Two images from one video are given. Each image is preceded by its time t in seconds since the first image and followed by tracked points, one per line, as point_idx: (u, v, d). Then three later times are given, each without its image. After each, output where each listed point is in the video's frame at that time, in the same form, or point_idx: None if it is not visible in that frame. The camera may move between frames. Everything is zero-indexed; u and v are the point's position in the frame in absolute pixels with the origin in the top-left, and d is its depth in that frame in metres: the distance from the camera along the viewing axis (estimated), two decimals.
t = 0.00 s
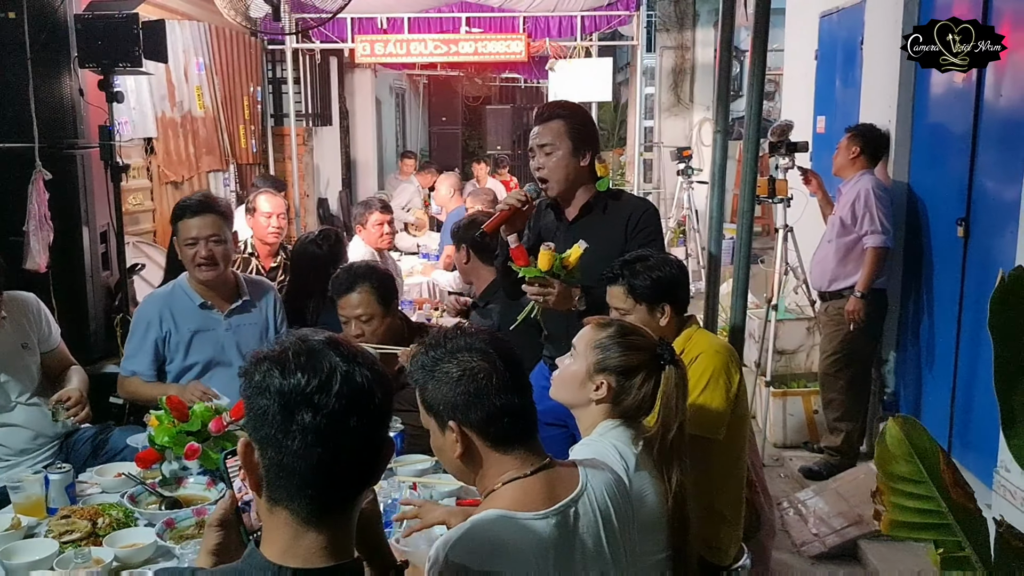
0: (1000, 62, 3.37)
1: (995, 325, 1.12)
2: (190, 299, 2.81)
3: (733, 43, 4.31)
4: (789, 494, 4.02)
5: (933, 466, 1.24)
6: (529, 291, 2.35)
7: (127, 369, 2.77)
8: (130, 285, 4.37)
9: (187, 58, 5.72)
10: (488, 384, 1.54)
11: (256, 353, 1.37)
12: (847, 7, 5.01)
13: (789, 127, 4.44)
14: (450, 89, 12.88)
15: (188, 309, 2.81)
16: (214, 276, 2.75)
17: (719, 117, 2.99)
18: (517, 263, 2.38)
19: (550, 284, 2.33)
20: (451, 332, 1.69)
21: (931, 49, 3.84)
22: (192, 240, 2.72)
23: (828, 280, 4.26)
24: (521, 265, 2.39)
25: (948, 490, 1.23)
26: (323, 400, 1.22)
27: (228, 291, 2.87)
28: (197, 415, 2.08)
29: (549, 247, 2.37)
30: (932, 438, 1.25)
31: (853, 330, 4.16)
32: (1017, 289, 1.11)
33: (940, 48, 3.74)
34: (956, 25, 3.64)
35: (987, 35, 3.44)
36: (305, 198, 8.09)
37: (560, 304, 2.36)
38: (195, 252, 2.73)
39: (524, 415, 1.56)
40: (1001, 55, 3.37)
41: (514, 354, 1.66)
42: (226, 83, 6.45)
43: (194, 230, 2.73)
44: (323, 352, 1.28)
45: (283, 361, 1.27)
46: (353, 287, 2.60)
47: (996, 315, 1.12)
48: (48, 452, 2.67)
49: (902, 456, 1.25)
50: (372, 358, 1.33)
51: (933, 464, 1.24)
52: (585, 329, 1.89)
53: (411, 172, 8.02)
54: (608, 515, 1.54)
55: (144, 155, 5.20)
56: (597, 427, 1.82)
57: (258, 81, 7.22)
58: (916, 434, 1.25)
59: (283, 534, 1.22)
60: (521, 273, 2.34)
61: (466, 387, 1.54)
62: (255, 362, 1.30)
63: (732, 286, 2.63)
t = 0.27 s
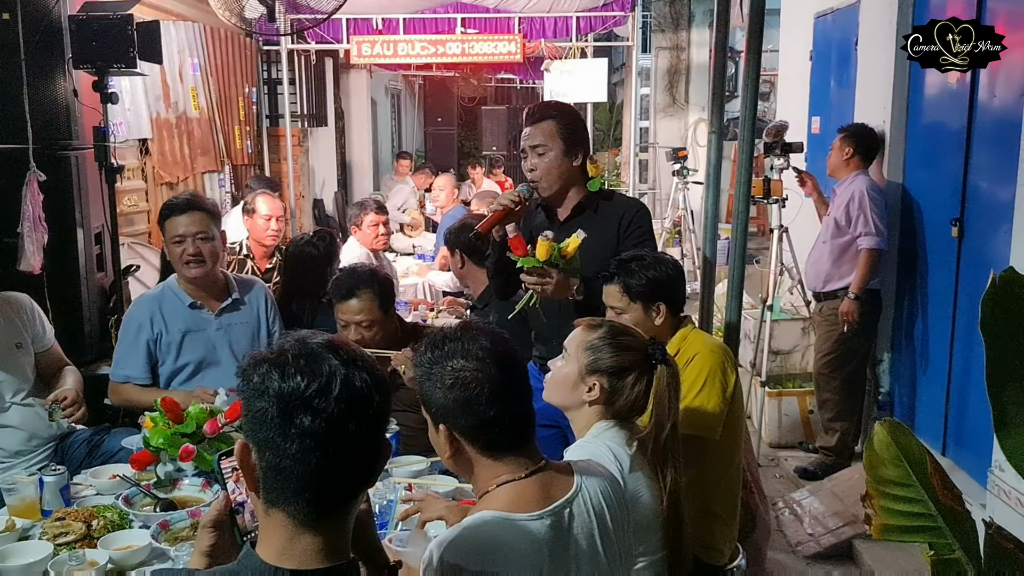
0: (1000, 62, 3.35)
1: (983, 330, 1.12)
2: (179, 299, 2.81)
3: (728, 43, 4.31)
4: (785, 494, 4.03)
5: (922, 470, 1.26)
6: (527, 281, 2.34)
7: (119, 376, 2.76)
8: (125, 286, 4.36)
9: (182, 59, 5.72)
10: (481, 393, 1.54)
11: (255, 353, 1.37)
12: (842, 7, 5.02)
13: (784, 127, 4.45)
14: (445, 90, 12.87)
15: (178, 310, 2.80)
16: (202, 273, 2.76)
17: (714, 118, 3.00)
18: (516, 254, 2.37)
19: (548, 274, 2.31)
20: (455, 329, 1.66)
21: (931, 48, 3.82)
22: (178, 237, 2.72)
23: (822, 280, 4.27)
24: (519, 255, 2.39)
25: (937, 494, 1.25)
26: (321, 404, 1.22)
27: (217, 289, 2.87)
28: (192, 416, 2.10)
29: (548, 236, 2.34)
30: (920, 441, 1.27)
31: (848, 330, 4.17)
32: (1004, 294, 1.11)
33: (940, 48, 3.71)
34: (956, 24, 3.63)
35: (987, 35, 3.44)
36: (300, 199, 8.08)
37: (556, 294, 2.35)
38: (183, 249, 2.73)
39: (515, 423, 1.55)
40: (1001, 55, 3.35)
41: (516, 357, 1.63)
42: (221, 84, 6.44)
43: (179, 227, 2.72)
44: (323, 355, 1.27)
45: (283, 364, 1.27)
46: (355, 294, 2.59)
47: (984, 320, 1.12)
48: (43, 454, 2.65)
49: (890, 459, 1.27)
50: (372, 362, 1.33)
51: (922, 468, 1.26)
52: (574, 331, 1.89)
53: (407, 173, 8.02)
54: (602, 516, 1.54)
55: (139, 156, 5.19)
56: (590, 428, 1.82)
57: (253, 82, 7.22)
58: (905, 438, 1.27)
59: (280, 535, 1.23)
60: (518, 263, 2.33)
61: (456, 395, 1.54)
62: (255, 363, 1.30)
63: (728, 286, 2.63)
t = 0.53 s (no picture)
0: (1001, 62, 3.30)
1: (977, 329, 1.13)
2: (174, 301, 2.81)
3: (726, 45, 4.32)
4: (782, 495, 4.04)
5: (915, 469, 1.25)
6: (527, 258, 2.32)
7: (116, 380, 2.75)
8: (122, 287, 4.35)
9: (180, 59, 5.72)
10: (477, 401, 1.50)
11: (256, 353, 1.37)
12: (839, 9, 5.03)
13: (781, 128, 4.45)
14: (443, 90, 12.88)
15: (172, 312, 2.80)
16: (195, 274, 2.75)
17: (711, 119, 3.00)
18: (516, 230, 2.32)
19: (545, 250, 2.30)
20: (469, 330, 1.62)
21: (931, 48, 3.72)
22: (169, 238, 2.71)
23: (819, 282, 4.28)
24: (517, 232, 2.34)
25: (932, 493, 1.23)
26: (320, 405, 1.22)
27: (210, 290, 2.86)
28: (190, 418, 2.10)
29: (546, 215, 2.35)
30: (914, 441, 1.26)
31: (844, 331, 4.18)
32: (998, 295, 1.11)
33: (940, 48, 3.63)
34: (956, 25, 3.55)
35: (987, 35, 3.37)
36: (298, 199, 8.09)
37: (556, 272, 2.34)
38: (174, 250, 2.72)
39: (512, 431, 1.51)
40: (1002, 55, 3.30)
41: (526, 365, 1.58)
42: (219, 85, 6.44)
43: (172, 228, 2.71)
44: (322, 356, 1.27)
45: (282, 364, 1.27)
46: (352, 299, 2.58)
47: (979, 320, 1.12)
48: (42, 455, 2.65)
49: (885, 458, 1.26)
50: (372, 362, 1.33)
51: (915, 468, 1.25)
52: (570, 333, 1.89)
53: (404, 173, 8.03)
54: (599, 517, 1.54)
55: (136, 157, 5.19)
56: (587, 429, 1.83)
57: (250, 83, 7.21)
58: (897, 436, 1.27)
59: (278, 536, 1.23)
60: (518, 240, 2.31)
61: (457, 398, 1.52)
62: (255, 364, 1.30)
63: (725, 287, 2.63)
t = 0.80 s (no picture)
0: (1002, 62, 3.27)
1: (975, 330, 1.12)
2: (170, 305, 2.80)
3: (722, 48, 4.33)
4: (779, 496, 4.05)
5: (919, 471, 1.24)
6: (526, 242, 2.32)
7: (112, 385, 2.75)
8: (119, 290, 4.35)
9: (177, 61, 5.72)
10: (479, 407, 1.48)
11: (257, 353, 1.37)
12: (836, 11, 5.04)
13: (778, 130, 4.46)
14: (440, 92, 12.90)
15: (169, 317, 2.80)
16: (192, 278, 2.75)
17: (708, 122, 3.00)
18: (517, 214, 2.33)
19: (544, 235, 2.29)
20: (477, 331, 1.58)
21: (931, 48, 3.66)
22: (166, 242, 2.71)
23: (816, 284, 4.30)
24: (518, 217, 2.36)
25: (935, 496, 1.23)
26: (319, 405, 1.22)
27: (208, 294, 2.87)
28: (188, 420, 2.10)
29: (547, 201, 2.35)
30: (917, 442, 1.25)
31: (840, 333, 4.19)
32: (995, 296, 1.11)
33: (940, 48, 3.57)
34: (956, 24, 3.50)
35: (988, 35, 3.33)
36: (295, 201, 8.09)
37: (555, 258, 2.33)
38: (170, 254, 2.72)
39: (514, 430, 1.50)
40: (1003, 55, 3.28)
41: (530, 373, 1.55)
42: (216, 87, 6.44)
43: (169, 231, 2.72)
44: (322, 356, 1.27)
45: (282, 364, 1.27)
46: (353, 304, 2.58)
47: (976, 321, 1.12)
48: (39, 457, 2.64)
49: (888, 460, 1.25)
50: (372, 363, 1.33)
51: (918, 469, 1.24)
52: (566, 336, 1.90)
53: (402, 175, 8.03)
54: (596, 519, 1.54)
55: (133, 159, 5.18)
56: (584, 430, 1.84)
57: (247, 85, 7.22)
58: (902, 438, 1.25)
59: (277, 536, 1.24)
60: (518, 223, 2.32)
61: (460, 402, 1.49)
62: (255, 364, 1.30)
63: (723, 289, 2.64)
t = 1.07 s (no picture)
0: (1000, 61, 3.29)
1: (969, 332, 1.16)
2: (167, 307, 2.80)
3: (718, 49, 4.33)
4: (775, 497, 4.05)
5: (925, 474, 1.26)
6: (524, 236, 2.33)
7: (107, 386, 2.75)
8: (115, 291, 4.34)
9: (173, 63, 5.71)
10: (476, 412, 1.48)
11: (254, 355, 1.37)
12: (831, 14, 5.06)
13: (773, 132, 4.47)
14: (436, 94, 12.90)
15: (166, 319, 2.80)
16: (190, 280, 2.75)
17: (704, 124, 3.01)
18: (517, 208, 2.33)
19: (542, 229, 2.30)
20: (480, 334, 1.57)
21: (931, 48, 3.77)
22: (164, 245, 2.71)
23: (812, 286, 4.31)
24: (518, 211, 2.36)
25: (938, 499, 1.25)
26: (310, 407, 1.22)
27: (205, 296, 2.86)
28: (183, 422, 2.09)
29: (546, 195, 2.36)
30: (923, 444, 1.27)
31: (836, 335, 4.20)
32: (987, 298, 1.15)
33: (940, 48, 3.67)
34: (956, 24, 3.58)
35: (987, 35, 3.39)
36: (291, 203, 8.08)
37: (554, 253, 2.33)
38: (171, 257, 2.71)
39: (511, 432, 1.49)
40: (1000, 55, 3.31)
41: (531, 378, 1.54)
42: (212, 88, 6.43)
43: (166, 233, 2.71)
44: (314, 358, 1.27)
45: (275, 366, 1.27)
46: (351, 307, 2.58)
47: (969, 323, 1.16)
48: (35, 460, 2.64)
49: (895, 464, 1.27)
50: (367, 365, 1.32)
51: (924, 472, 1.26)
52: (560, 336, 1.89)
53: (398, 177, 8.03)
54: (592, 520, 1.54)
55: (129, 161, 5.17)
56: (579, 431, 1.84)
57: (243, 86, 7.21)
58: (908, 442, 1.27)
59: (272, 538, 1.24)
60: (517, 217, 2.33)
61: (458, 405, 1.49)
62: (249, 367, 1.31)
63: (718, 290, 2.64)
